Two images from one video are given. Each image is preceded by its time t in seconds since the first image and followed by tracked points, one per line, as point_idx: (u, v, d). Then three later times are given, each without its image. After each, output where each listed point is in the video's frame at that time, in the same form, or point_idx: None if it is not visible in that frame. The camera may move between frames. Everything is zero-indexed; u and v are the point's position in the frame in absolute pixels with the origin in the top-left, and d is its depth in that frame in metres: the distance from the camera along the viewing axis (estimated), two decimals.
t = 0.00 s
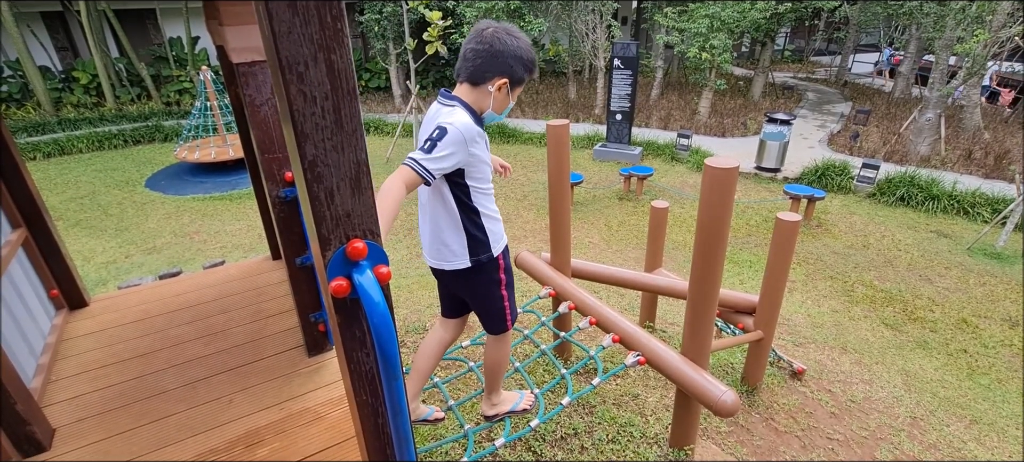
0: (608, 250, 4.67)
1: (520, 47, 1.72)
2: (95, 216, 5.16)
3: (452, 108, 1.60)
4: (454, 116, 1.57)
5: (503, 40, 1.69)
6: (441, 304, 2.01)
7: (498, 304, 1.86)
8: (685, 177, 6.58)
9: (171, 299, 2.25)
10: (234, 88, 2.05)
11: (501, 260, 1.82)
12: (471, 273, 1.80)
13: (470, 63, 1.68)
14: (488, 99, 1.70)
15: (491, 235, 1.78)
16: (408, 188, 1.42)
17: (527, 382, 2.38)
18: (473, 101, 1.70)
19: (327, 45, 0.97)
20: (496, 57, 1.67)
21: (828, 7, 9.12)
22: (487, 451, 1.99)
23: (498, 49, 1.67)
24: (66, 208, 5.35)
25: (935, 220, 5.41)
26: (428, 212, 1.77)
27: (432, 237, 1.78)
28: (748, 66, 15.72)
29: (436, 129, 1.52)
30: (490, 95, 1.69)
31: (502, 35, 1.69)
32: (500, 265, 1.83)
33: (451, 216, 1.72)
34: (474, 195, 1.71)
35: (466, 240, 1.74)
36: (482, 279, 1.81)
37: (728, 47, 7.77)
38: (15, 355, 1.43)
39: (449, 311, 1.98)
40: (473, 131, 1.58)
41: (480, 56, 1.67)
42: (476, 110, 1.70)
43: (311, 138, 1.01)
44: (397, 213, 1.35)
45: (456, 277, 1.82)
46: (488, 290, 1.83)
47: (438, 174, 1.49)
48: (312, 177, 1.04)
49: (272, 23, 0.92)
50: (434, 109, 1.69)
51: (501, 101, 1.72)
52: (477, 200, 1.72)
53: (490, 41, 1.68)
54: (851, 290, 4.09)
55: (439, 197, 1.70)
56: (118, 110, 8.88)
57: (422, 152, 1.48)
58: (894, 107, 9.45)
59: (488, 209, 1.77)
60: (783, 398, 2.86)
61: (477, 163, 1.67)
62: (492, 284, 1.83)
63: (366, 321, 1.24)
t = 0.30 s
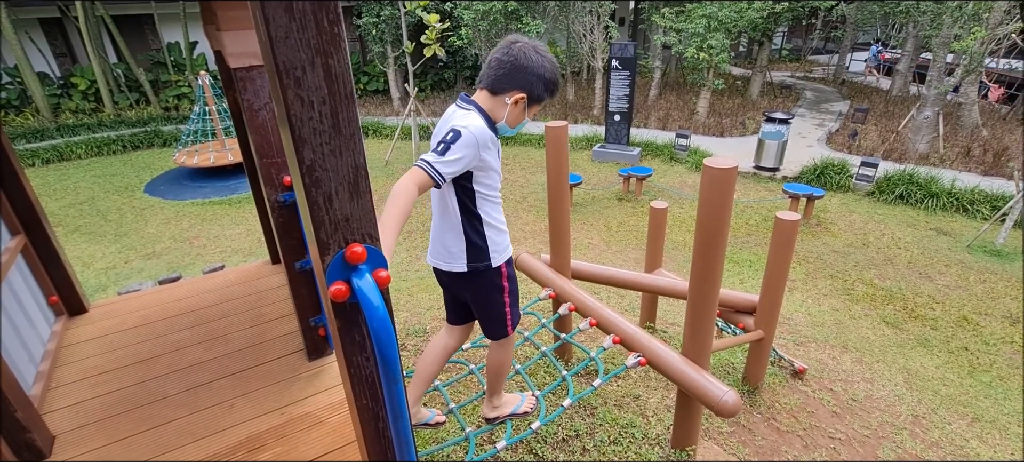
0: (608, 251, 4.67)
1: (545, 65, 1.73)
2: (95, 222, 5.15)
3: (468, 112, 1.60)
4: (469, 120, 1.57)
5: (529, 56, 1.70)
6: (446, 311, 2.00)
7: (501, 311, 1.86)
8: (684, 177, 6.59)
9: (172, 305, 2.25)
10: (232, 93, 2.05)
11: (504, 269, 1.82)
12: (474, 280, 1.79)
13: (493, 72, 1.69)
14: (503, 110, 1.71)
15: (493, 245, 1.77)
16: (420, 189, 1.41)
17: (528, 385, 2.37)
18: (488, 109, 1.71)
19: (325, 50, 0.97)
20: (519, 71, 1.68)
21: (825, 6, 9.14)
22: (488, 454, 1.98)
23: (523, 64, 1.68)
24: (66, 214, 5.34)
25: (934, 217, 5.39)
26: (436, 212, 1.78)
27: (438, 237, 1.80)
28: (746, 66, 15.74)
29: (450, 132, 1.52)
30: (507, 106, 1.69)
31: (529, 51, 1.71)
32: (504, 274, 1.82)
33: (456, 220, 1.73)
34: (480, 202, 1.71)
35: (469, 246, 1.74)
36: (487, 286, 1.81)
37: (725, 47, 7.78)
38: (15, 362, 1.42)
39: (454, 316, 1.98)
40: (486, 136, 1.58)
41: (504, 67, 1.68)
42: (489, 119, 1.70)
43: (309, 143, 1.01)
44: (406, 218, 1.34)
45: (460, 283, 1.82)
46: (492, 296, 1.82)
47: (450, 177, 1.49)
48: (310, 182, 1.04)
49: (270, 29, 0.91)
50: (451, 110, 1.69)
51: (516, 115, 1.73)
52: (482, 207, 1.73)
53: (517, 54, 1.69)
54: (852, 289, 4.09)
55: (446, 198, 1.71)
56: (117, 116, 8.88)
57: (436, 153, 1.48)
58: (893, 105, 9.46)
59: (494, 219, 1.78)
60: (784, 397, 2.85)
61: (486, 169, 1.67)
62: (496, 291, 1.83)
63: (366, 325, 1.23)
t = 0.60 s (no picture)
0: (603, 249, 4.68)
1: (559, 70, 1.73)
2: (86, 229, 5.11)
3: (478, 117, 1.60)
4: (478, 125, 1.56)
5: (544, 61, 1.70)
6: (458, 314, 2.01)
7: (508, 317, 1.87)
8: (677, 174, 6.61)
9: (163, 311, 2.22)
10: (222, 96, 2.04)
11: (512, 279, 1.83)
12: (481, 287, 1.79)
13: (507, 77, 1.68)
14: (516, 115, 1.69)
15: (498, 257, 1.76)
16: (429, 196, 1.40)
17: (526, 386, 2.37)
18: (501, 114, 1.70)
19: (314, 52, 0.96)
20: (534, 76, 1.68)
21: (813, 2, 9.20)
22: (486, 454, 1.98)
23: (538, 69, 1.68)
24: (56, 221, 5.29)
25: (925, 210, 5.43)
26: (445, 218, 1.79)
27: (447, 243, 1.81)
28: (736, 62, 15.82)
29: (459, 138, 1.51)
30: (521, 111, 1.69)
31: (544, 56, 1.70)
32: (512, 284, 1.83)
33: (464, 227, 1.72)
34: (489, 210, 1.70)
35: (478, 254, 1.74)
36: (495, 293, 1.81)
37: (716, 44, 7.82)
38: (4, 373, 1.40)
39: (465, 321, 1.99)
40: (496, 141, 1.57)
41: (518, 72, 1.67)
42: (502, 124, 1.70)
43: (300, 145, 1.00)
44: (414, 222, 1.32)
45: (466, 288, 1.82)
46: (498, 302, 1.83)
47: (458, 183, 1.47)
48: (302, 185, 1.03)
49: (258, 32, 0.91)
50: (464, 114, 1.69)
51: (530, 120, 1.73)
52: (490, 217, 1.72)
53: (532, 59, 1.68)
54: (845, 283, 4.12)
55: (455, 205, 1.71)
56: (106, 121, 8.81)
57: (447, 160, 1.47)
58: (882, 100, 9.54)
59: (502, 229, 1.77)
60: (780, 392, 2.86)
61: (495, 176, 1.66)
62: (504, 296, 1.83)
63: (360, 329, 1.23)
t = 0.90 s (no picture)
0: (588, 245, 4.70)
1: (547, 73, 1.73)
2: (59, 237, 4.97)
3: (466, 117, 1.59)
4: (469, 125, 1.54)
5: (533, 63, 1.69)
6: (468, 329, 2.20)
7: (495, 319, 1.88)
8: (660, 169, 6.67)
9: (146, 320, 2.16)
10: (198, 99, 2.00)
11: (499, 284, 1.83)
12: (469, 290, 1.79)
13: (495, 77, 1.67)
14: (503, 116, 1.69)
15: (483, 258, 1.76)
16: (420, 197, 1.38)
17: (515, 385, 2.37)
18: (488, 114, 1.69)
19: (294, 52, 0.94)
20: (522, 78, 1.68)
21: None
22: (477, 454, 1.97)
23: (526, 71, 1.68)
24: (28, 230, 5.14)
25: (900, 200, 5.56)
26: (431, 215, 1.78)
27: (434, 241, 1.81)
28: (715, 58, 16.01)
29: (450, 137, 1.49)
30: (507, 112, 1.69)
31: (532, 58, 1.70)
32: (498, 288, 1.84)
33: (449, 226, 1.71)
34: (475, 210, 1.70)
35: (462, 252, 1.73)
36: (482, 295, 1.82)
37: (695, 40, 7.90)
38: None
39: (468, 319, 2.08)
40: (485, 141, 1.56)
41: (506, 73, 1.67)
42: (488, 124, 1.69)
43: (281, 148, 0.98)
44: (406, 221, 1.30)
45: (452, 290, 1.82)
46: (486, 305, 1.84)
47: (449, 184, 1.44)
48: (284, 189, 1.01)
49: (234, 32, 0.88)
50: (451, 111, 1.68)
51: (515, 122, 1.73)
52: (476, 217, 1.71)
53: (519, 60, 1.68)
54: (825, 273, 4.20)
55: (441, 203, 1.70)
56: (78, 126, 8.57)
57: (436, 158, 1.44)
58: (857, 93, 9.74)
59: (487, 230, 1.76)
60: (765, 382, 2.91)
61: (481, 177, 1.65)
62: (491, 300, 1.85)
63: (348, 333, 1.21)
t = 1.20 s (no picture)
0: (571, 242, 4.72)
1: (522, 64, 1.73)
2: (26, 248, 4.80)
3: (449, 116, 1.58)
4: (453, 124, 1.54)
5: (507, 55, 1.69)
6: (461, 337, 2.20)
7: (486, 318, 1.89)
8: (640, 164, 6.73)
9: (121, 329, 2.10)
10: (172, 104, 1.96)
11: (488, 282, 1.84)
12: (459, 289, 1.80)
13: (471, 73, 1.67)
14: (483, 111, 1.70)
15: (474, 254, 1.77)
16: (412, 200, 1.37)
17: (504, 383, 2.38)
18: (469, 111, 1.70)
19: (274, 55, 0.92)
20: (498, 72, 1.67)
21: None
22: (468, 454, 1.97)
23: (502, 65, 1.67)
24: None
25: (872, 189, 5.71)
26: (418, 216, 1.78)
27: (423, 242, 1.81)
28: (690, 53, 16.22)
29: (436, 138, 1.48)
30: (486, 108, 1.70)
31: (506, 50, 1.69)
32: (488, 287, 1.84)
33: (438, 226, 1.71)
34: (463, 208, 1.70)
35: (454, 251, 1.73)
36: (472, 295, 1.83)
37: (670, 36, 7.99)
38: None
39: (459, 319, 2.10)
40: (470, 139, 1.56)
41: (482, 68, 1.66)
42: (470, 121, 1.70)
43: (263, 153, 0.97)
44: (398, 223, 1.30)
45: (443, 289, 1.83)
46: (477, 304, 1.85)
47: (439, 185, 1.44)
48: (267, 194, 1.00)
49: (212, 35, 0.87)
50: (432, 110, 1.67)
51: (495, 114, 1.74)
52: (464, 214, 1.71)
53: (493, 54, 1.67)
54: (803, 262, 4.29)
55: (429, 203, 1.70)
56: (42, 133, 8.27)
57: (424, 160, 1.43)
58: (828, 85, 9.98)
59: (475, 226, 1.76)
60: (748, 371, 2.96)
61: (467, 175, 1.65)
62: (481, 299, 1.85)
63: (336, 337, 1.20)
